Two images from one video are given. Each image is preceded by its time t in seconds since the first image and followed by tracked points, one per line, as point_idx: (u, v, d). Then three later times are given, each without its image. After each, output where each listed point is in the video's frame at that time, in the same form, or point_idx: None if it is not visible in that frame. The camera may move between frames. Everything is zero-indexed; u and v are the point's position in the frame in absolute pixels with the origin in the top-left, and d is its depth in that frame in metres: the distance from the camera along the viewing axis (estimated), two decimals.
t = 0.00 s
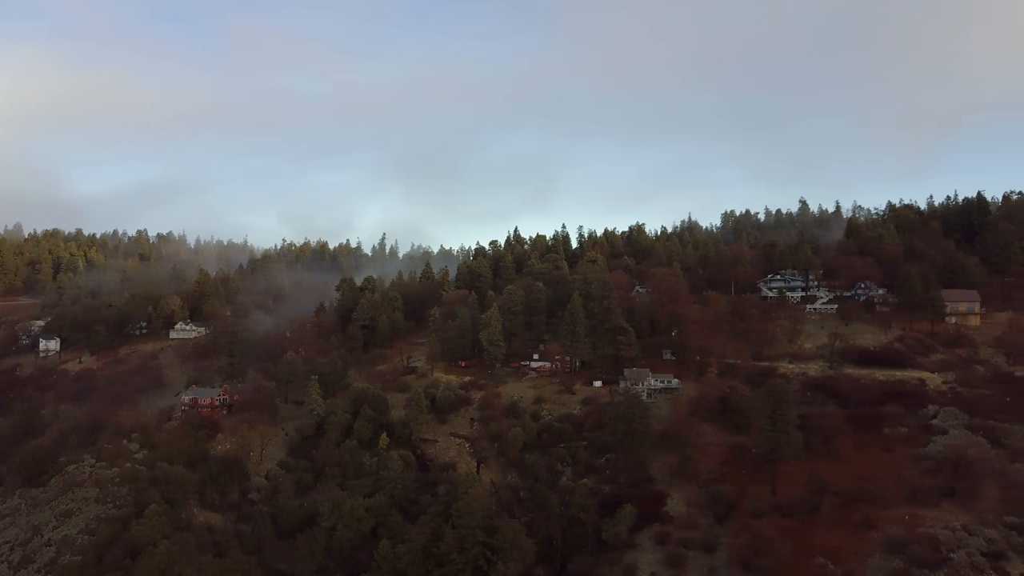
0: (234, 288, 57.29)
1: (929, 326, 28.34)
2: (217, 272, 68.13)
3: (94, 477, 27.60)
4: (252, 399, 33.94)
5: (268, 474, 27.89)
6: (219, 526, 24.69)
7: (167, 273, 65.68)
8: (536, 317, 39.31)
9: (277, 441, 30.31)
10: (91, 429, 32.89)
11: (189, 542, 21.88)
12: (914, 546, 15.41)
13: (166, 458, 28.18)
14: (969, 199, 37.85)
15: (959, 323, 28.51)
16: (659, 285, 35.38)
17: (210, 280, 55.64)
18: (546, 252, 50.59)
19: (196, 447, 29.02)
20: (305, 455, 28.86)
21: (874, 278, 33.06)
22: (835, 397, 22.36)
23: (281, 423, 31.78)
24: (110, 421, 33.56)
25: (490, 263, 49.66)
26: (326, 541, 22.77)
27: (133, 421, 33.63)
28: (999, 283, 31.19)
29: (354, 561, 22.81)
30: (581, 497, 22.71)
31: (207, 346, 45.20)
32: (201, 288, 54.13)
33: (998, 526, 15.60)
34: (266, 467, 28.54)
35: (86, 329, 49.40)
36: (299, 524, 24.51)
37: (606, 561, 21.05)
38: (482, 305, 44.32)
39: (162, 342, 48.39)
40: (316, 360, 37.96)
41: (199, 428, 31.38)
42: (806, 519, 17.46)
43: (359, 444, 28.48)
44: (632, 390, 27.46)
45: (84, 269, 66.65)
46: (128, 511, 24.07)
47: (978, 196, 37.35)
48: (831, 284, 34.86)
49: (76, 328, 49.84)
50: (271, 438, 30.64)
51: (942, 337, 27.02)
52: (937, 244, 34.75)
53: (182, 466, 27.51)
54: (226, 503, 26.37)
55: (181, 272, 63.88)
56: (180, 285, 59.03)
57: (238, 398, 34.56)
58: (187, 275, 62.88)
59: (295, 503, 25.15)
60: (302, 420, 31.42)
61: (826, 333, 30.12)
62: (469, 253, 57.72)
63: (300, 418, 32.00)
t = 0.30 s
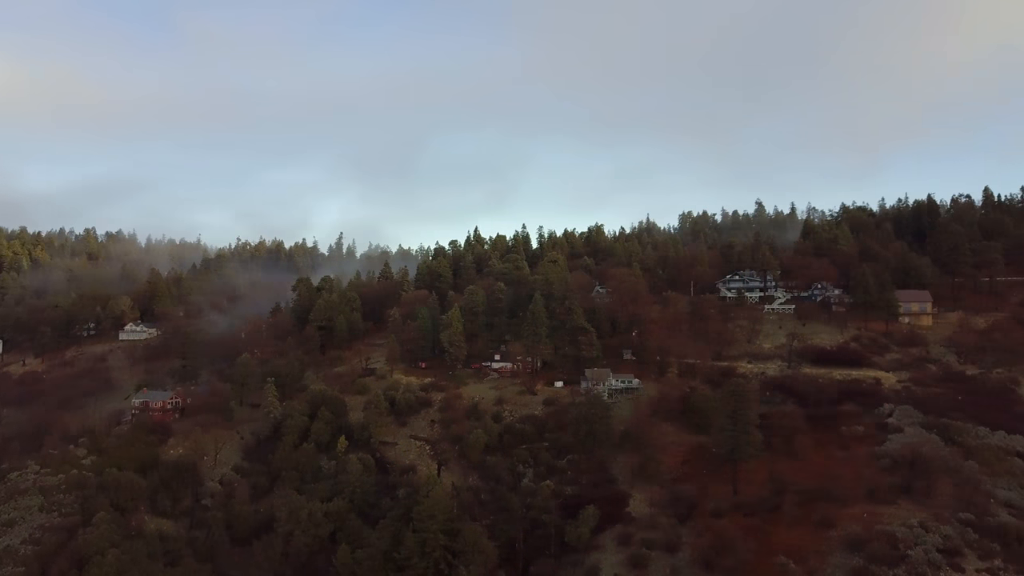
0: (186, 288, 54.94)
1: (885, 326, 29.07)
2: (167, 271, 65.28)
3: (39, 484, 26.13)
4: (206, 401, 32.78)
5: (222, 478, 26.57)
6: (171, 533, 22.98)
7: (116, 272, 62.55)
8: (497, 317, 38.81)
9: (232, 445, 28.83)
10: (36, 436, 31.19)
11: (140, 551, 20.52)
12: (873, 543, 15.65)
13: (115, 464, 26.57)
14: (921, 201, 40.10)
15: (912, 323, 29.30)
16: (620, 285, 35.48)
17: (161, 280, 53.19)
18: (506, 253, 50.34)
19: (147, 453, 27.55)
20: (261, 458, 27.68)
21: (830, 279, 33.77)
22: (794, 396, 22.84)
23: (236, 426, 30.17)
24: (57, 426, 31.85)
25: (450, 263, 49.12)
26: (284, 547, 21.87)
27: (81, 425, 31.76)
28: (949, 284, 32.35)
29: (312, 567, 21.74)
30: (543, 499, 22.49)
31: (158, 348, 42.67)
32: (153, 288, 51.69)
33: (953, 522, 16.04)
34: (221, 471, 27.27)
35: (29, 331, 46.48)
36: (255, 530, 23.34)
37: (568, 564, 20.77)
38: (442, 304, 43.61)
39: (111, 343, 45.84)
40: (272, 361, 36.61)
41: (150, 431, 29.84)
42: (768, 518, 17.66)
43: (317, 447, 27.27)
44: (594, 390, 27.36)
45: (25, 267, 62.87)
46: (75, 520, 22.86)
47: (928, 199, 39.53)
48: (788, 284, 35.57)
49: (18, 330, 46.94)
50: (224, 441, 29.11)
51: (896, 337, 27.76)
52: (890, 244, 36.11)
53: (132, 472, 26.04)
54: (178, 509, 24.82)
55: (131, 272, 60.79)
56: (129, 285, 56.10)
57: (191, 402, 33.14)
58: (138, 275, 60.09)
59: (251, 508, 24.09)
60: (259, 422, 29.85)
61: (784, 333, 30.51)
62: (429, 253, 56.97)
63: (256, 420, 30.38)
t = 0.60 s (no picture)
0: (136, 288, 52.47)
1: (841, 326, 29.76)
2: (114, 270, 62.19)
3: None
4: (157, 406, 31.17)
5: (175, 484, 25.47)
6: (121, 541, 21.99)
7: (60, 269, 58.98)
8: (458, 318, 37.85)
9: (184, 449, 27.60)
10: None
11: (89, 560, 19.40)
12: (833, 542, 15.82)
13: (59, 470, 24.93)
14: (873, 203, 41.59)
15: (867, 323, 30.04)
16: (580, 287, 35.46)
17: (110, 279, 50.45)
18: (466, 253, 49.85)
19: (95, 458, 25.88)
20: (214, 462, 26.51)
21: (786, 280, 34.57)
22: (752, 395, 23.30)
23: (189, 429, 28.86)
24: None
25: (409, 263, 48.32)
26: (238, 554, 20.87)
27: (21, 432, 29.81)
28: (901, 284, 33.40)
29: None
30: (504, 500, 22.24)
31: (106, 350, 40.06)
32: (100, 287, 48.96)
33: (910, 519, 16.35)
34: (173, 475, 26.17)
35: None
36: (208, 537, 22.36)
37: (530, 566, 20.38)
38: (401, 304, 42.71)
39: (57, 345, 43.36)
40: (226, 363, 35.07)
41: (97, 436, 28.05)
42: (727, 517, 17.93)
43: (273, 451, 26.44)
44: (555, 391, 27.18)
45: None
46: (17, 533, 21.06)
47: (879, 201, 41.00)
48: (746, 284, 36.19)
49: None
50: (177, 444, 27.98)
51: (852, 336, 28.46)
52: (845, 246, 37.16)
53: (78, 478, 24.61)
54: (128, 516, 23.69)
55: (78, 272, 57.45)
56: (76, 285, 53.13)
57: (142, 406, 31.14)
58: (85, 275, 56.90)
59: (205, 513, 23.14)
60: (214, 425, 28.77)
61: (742, 333, 31.01)
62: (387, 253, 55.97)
63: (209, 424, 29.20)
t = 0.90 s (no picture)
0: (84, 288, 49.64)
1: (798, 325, 30.46)
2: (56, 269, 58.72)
3: None
4: (105, 410, 28.98)
5: (124, 491, 24.11)
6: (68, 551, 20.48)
7: None
8: (418, 318, 37.49)
9: (135, 455, 26.30)
10: None
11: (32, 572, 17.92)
12: (794, 540, 15.99)
13: None
14: (826, 205, 42.82)
15: (823, 323, 30.81)
16: (540, 287, 35.30)
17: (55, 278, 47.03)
18: (426, 253, 49.17)
19: (42, 465, 24.14)
20: (166, 469, 25.35)
21: (745, 281, 35.17)
22: (711, 395, 23.62)
23: (140, 435, 27.52)
24: None
25: (367, 262, 47.32)
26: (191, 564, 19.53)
27: None
28: (856, 285, 34.45)
29: None
30: (466, 503, 21.71)
31: (48, 353, 37.60)
32: (45, 287, 45.60)
33: (868, 517, 16.69)
34: (123, 482, 24.78)
35: None
36: (160, 545, 20.92)
37: (492, 569, 19.87)
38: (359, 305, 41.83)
39: None
40: (177, 365, 33.38)
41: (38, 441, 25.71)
42: (688, 517, 18.06)
43: (228, 455, 25.28)
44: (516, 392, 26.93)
45: None
46: None
47: (833, 204, 42.21)
48: (705, 284, 36.75)
49: None
50: (128, 450, 26.52)
51: (809, 336, 29.16)
52: (801, 247, 38.14)
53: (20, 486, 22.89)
54: (74, 525, 22.12)
55: (22, 271, 53.81)
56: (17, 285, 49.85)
57: (90, 409, 29.03)
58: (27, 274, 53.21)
59: (156, 521, 21.65)
60: (166, 429, 27.55)
61: (701, 333, 31.39)
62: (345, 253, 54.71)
63: (162, 428, 27.95)
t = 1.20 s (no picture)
0: (26, 287, 46.75)
1: (756, 326, 31.06)
2: None
3: None
4: (48, 413, 26.95)
5: (70, 498, 22.50)
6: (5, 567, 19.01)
7: None
8: (377, 319, 36.73)
9: (81, 461, 24.63)
10: None
11: None
12: (757, 541, 16.16)
13: None
14: (783, 207, 43.85)
15: (781, 323, 31.50)
16: (501, 287, 35.04)
17: None
18: (385, 252, 48.32)
19: None
20: (115, 475, 23.93)
21: (703, 281, 35.77)
22: (672, 395, 23.84)
23: (87, 439, 25.89)
24: None
25: (324, 262, 46.17)
26: None
27: None
28: (812, 285, 35.49)
29: None
30: (427, 507, 21.16)
31: None
32: None
33: (828, 516, 17.01)
34: (69, 489, 23.10)
35: None
36: (109, 556, 19.66)
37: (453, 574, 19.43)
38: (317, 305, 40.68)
39: None
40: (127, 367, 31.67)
41: None
42: (652, 518, 18.06)
43: (181, 460, 24.14)
44: (478, 393, 26.57)
45: None
46: None
47: (789, 206, 43.24)
48: (664, 284, 37.20)
49: None
50: (74, 457, 24.78)
51: (767, 337, 29.78)
52: (758, 248, 38.97)
53: None
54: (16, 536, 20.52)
55: None
56: None
57: (34, 413, 27.21)
58: None
59: (105, 531, 20.30)
60: (115, 433, 25.97)
61: (661, 333, 31.71)
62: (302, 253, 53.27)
63: (111, 432, 26.41)
